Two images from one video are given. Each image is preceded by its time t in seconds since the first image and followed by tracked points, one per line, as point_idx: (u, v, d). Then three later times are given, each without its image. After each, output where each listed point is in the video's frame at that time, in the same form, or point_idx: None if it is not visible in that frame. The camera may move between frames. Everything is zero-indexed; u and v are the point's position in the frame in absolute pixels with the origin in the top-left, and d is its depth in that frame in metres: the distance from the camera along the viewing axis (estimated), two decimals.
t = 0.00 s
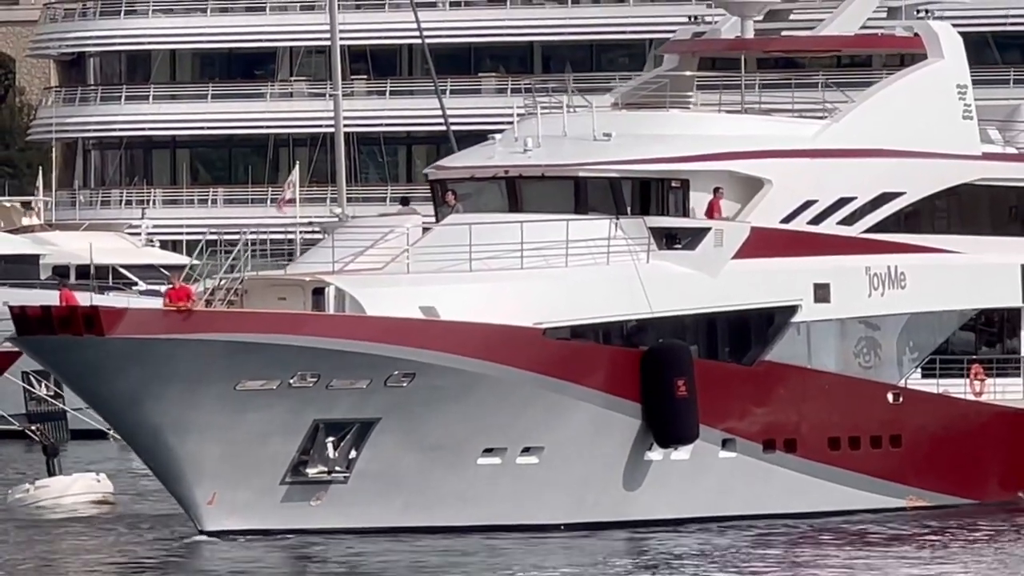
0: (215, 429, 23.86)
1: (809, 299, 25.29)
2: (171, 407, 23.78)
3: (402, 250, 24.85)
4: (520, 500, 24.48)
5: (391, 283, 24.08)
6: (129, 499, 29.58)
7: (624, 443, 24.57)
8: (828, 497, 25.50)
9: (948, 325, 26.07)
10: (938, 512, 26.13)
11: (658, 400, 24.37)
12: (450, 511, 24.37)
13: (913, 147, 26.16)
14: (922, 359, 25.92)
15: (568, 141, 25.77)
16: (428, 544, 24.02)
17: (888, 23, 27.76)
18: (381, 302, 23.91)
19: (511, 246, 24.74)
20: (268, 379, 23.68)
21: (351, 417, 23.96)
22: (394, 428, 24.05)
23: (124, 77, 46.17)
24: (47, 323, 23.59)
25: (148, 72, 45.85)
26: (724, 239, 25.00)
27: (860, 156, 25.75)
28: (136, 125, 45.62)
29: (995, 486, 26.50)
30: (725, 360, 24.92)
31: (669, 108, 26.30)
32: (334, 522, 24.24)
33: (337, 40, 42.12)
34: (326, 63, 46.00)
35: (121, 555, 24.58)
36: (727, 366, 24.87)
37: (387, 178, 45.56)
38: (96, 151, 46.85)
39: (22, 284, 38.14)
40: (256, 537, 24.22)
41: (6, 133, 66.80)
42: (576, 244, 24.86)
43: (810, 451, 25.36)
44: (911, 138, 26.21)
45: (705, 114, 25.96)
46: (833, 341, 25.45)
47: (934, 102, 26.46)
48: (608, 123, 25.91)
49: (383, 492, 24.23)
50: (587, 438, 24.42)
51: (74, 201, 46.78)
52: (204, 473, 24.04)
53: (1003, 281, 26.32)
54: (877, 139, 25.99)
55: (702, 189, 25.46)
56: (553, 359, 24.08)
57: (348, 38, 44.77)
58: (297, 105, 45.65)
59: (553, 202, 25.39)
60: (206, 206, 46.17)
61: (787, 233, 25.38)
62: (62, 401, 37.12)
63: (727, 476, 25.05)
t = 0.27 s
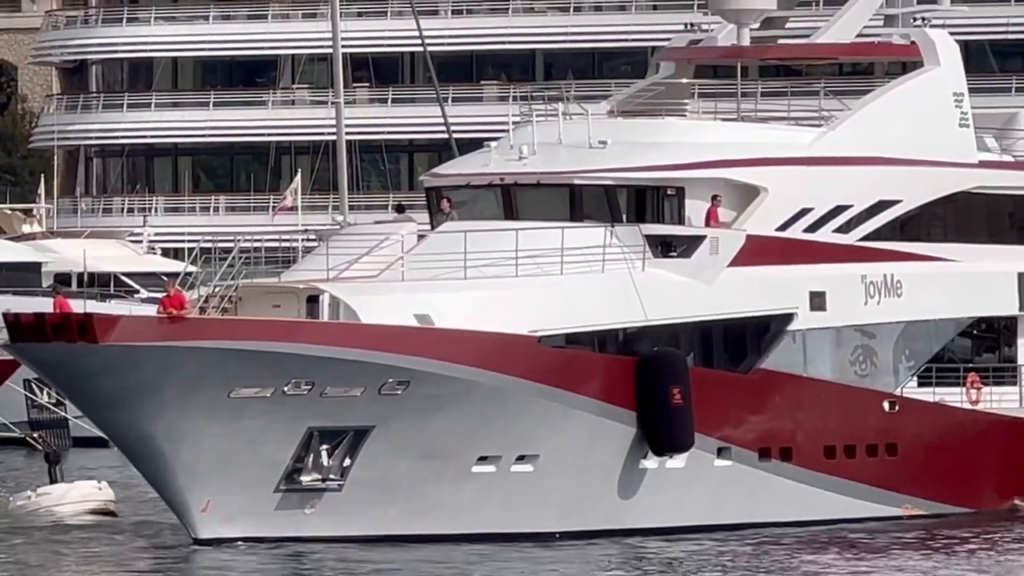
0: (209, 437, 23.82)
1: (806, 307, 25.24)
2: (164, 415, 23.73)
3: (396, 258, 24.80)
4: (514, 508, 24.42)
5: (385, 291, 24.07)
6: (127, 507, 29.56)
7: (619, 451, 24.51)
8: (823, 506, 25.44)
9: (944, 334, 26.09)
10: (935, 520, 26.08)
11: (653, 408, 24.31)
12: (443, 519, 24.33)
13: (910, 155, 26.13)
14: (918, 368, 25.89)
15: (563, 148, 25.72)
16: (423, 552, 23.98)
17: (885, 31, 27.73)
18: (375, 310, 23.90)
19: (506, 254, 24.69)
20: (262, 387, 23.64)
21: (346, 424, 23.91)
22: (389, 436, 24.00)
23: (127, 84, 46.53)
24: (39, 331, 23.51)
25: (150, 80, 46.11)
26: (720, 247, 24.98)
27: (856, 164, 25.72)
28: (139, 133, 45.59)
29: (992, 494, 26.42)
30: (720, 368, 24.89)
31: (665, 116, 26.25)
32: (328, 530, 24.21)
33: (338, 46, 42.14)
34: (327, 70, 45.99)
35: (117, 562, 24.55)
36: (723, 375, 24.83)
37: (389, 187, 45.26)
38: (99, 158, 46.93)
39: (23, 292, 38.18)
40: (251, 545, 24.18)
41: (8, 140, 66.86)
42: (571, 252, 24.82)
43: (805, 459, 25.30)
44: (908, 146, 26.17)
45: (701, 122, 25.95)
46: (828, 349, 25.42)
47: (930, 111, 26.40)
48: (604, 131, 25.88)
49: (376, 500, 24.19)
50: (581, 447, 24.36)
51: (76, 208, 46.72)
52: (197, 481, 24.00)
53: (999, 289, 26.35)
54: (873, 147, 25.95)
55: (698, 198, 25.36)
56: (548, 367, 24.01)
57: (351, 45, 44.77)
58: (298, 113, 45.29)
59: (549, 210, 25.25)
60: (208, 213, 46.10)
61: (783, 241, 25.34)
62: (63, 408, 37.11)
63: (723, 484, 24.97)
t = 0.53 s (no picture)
0: (203, 443, 23.79)
1: (802, 313, 25.22)
2: (158, 422, 23.71)
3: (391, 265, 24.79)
4: (509, 515, 24.39)
5: (380, 297, 24.03)
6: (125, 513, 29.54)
7: (615, 459, 24.45)
8: (819, 513, 25.39)
9: (940, 341, 26.03)
10: (933, 528, 26.04)
11: (648, 414, 24.28)
12: (438, 526, 24.31)
13: (907, 162, 26.11)
14: (915, 376, 25.87)
15: (558, 154, 25.70)
16: (419, 559, 23.96)
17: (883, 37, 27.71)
18: (370, 317, 23.86)
19: (501, 260, 24.67)
20: (256, 394, 23.61)
21: (340, 431, 23.89)
22: (383, 443, 23.97)
23: (129, 91, 46.38)
24: (33, 336, 23.54)
25: (153, 86, 46.05)
26: (716, 253, 24.91)
27: (852, 172, 25.69)
28: (141, 140, 45.51)
29: (988, 502, 26.37)
30: (716, 375, 24.83)
31: (661, 122, 26.15)
32: (322, 537, 24.18)
33: (340, 52, 42.13)
34: (330, 77, 45.92)
35: (113, 570, 24.53)
36: (720, 381, 24.79)
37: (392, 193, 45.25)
38: (101, 165, 46.91)
39: (25, 300, 38.18)
40: (247, 552, 24.16)
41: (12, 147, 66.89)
42: (568, 259, 24.76)
43: (801, 467, 25.25)
44: (905, 153, 26.15)
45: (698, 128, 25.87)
46: (825, 356, 25.37)
47: (927, 117, 26.38)
48: (600, 137, 25.83)
49: (371, 507, 24.17)
50: (577, 454, 24.32)
51: (79, 215, 46.64)
52: (191, 487, 23.99)
53: (996, 297, 26.30)
54: (869, 154, 25.93)
55: (694, 205, 25.39)
56: (543, 374, 23.98)
57: (354, 51, 44.71)
58: (301, 118, 45.47)
59: (546, 216, 25.27)
60: (210, 220, 46.06)
61: (779, 248, 25.29)
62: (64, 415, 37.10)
63: (718, 491, 24.94)
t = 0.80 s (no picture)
0: (194, 451, 23.74)
1: (795, 321, 25.16)
2: (149, 429, 23.65)
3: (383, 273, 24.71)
4: (502, 523, 24.33)
5: (371, 304, 23.99)
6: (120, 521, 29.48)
7: (607, 466, 24.41)
8: (811, 520, 25.33)
9: (933, 348, 25.99)
10: (927, 536, 26.00)
11: (641, 422, 24.21)
12: (430, 534, 24.25)
13: (901, 169, 26.04)
14: (908, 384, 25.81)
15: (551, 162, 25.61)
16: (412, 567, 23.91)
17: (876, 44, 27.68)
18: (361, 324, 23.84)
19: (493, 268, 24.63)
20: (247, 401, 23.57)
21: (331, 439, 23.84)
22: (375, 450, 23.92)
23: (129, 98, 46.46)
24: (23, 344, 23.37)
25: (152, 93, 46.07)
26: (709, 261, 24.88)
27: (845, 179, 25.61)
28: (140, 147, 45.43)
29: (982, 510, 26.30)
30: (709, 383, 24.78)
31: (654, 129, 26.13)
32: (314, 544, 24.13)
33: (339, 60, 42.13)
34: (328, 85, 46.07)
35: None
36: (713, 389, 24.74)
37: (391, 201, 45.27)
38: (100, 172, 46.63)
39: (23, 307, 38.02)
40: (239, 560, 24.11)
41: (11, 155, 66.79)
42: (560, 266, 24.73)
43: (794, 474, 25.19)
44: (898, 160, 26.07)
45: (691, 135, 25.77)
46: (817, 364, 25.32)
47: (921, 124, 26.32)
48: (593, 144, 25.72)
49: (363, 514, 24.12)
50: (569, 462, 24.28)
51: (77, 223, 46.28)
52: (183, 495, 23.94)
53: (989, 305, 26.30)
54: (863, 160, 25.83)
55: (687, 213, 25.29)
56: (534, 381, 23.94)
57: (353, 59, 44.76)
58: (299, 126, 45.42)
59: (538, 224, 25.17)
60: (210, 228, 45.91)
61: (771, 255, 25.26)
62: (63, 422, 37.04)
63: (711, 499, 24.87)
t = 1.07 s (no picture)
0: (185, 457, 23.66)
1: (788, 327, 25.14)
2: (139, 436, 23.57)
3: (375, 278, 24.65)
4: (493, 529, 24.26)
5: (363, 310, 23.90)
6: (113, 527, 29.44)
7: (599, 473, 24.33)
8: (805, 526, 25.25)
9: (928, 353, 25.97)
10: (921, 542, 25.94)
11: (633, 429, 24.11)
12: (423, 540, 24.18)
13: (894, 175, 26.03)
14: (901, 389, 25.79)
15: (543, 167, 25.55)
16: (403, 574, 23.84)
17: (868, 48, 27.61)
18: (353, 330, 23.75)
19: (485, 273, 24.55)
20: (239, 407, 23.50)
21: (323, 444, 23.77)
22: (366, 456, 23.85)
23: (126, 104, 46.20)
24: (13, 349, 23.37)
25: (151, 99, 45.90)
26: (701, 266, 24.79)
27: (839, 185, 25.58)
28: (139, 152, 45.35)
29: (975, 516, 26.25)
30: (702, 389, 24.69)
31: (647, 134, 26.02)
32: (306, 551, 24.05)
33: (340, 65, 41.92)
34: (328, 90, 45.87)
35: None
36: (705, 395, 24.64)
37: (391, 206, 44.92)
38: (99, 178, 46.57)
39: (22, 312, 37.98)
40: (230, 567, 24.05)
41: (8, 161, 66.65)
42: (551, 272, 24.65)
43: (787, 480, 25.10)
44: (892, 165, 26.05)
45: (684, 140, 25.71)
46: (811, 370, 25.29)
47: (914, 130, 26.30)
48: (585, 149, 25.67)
49: (355, 520, 24.05)
50: (561, 468, 24.21)
51: (77, 228, 46.33)
52: (173, 501, 23.86)
53: (983, 310, 26.24)
54: (856, 166, 25.82)
55: (678, 218, 25.26)
56: (526, 387, 23.88)
57: (354, 64, 44.56)
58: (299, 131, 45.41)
59: (530, 230, 25.14)
60: (209, 233, 45.90)
61: (765, 261, 25.18)
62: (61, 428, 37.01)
63: (704, 505, 24.78)
